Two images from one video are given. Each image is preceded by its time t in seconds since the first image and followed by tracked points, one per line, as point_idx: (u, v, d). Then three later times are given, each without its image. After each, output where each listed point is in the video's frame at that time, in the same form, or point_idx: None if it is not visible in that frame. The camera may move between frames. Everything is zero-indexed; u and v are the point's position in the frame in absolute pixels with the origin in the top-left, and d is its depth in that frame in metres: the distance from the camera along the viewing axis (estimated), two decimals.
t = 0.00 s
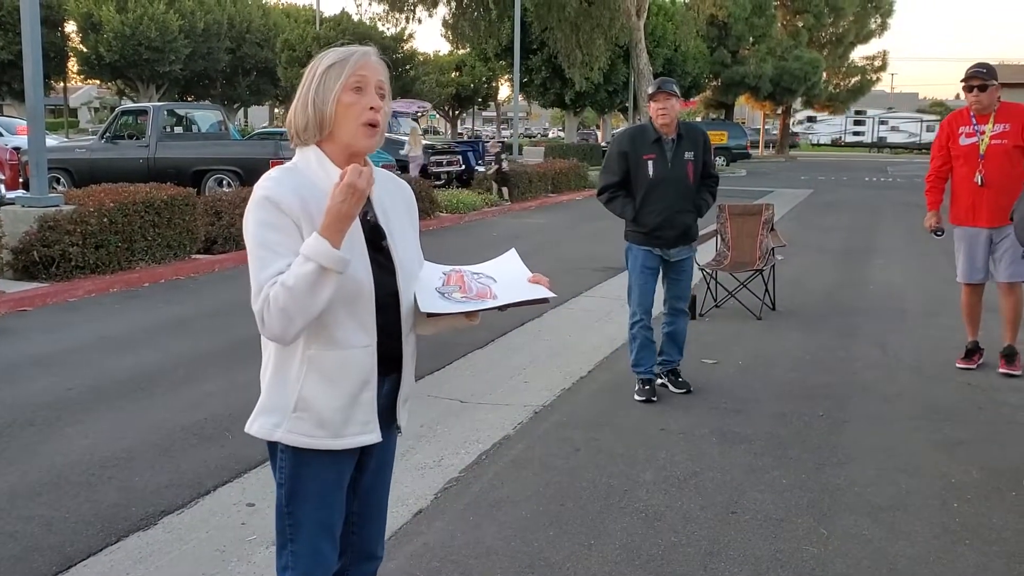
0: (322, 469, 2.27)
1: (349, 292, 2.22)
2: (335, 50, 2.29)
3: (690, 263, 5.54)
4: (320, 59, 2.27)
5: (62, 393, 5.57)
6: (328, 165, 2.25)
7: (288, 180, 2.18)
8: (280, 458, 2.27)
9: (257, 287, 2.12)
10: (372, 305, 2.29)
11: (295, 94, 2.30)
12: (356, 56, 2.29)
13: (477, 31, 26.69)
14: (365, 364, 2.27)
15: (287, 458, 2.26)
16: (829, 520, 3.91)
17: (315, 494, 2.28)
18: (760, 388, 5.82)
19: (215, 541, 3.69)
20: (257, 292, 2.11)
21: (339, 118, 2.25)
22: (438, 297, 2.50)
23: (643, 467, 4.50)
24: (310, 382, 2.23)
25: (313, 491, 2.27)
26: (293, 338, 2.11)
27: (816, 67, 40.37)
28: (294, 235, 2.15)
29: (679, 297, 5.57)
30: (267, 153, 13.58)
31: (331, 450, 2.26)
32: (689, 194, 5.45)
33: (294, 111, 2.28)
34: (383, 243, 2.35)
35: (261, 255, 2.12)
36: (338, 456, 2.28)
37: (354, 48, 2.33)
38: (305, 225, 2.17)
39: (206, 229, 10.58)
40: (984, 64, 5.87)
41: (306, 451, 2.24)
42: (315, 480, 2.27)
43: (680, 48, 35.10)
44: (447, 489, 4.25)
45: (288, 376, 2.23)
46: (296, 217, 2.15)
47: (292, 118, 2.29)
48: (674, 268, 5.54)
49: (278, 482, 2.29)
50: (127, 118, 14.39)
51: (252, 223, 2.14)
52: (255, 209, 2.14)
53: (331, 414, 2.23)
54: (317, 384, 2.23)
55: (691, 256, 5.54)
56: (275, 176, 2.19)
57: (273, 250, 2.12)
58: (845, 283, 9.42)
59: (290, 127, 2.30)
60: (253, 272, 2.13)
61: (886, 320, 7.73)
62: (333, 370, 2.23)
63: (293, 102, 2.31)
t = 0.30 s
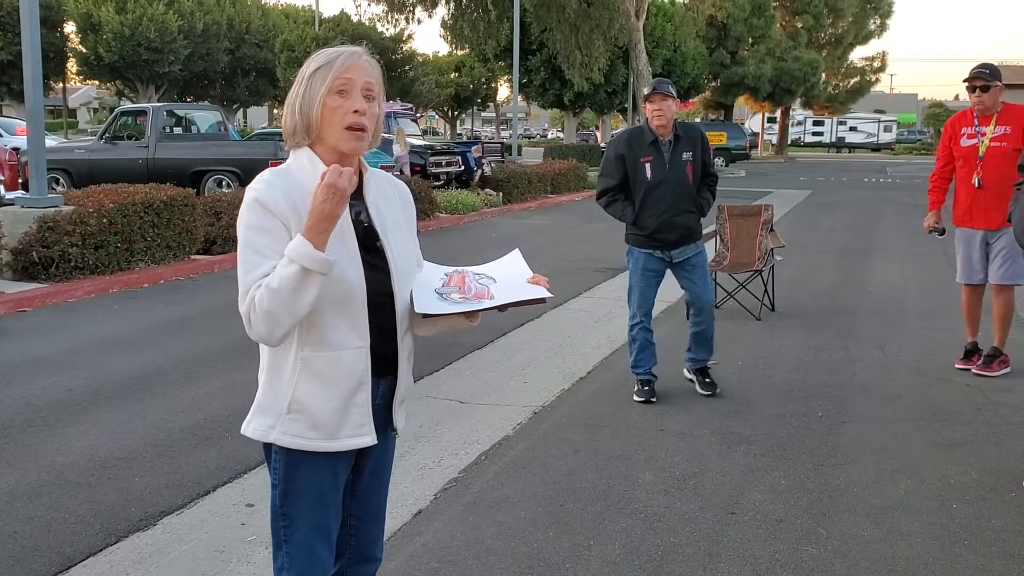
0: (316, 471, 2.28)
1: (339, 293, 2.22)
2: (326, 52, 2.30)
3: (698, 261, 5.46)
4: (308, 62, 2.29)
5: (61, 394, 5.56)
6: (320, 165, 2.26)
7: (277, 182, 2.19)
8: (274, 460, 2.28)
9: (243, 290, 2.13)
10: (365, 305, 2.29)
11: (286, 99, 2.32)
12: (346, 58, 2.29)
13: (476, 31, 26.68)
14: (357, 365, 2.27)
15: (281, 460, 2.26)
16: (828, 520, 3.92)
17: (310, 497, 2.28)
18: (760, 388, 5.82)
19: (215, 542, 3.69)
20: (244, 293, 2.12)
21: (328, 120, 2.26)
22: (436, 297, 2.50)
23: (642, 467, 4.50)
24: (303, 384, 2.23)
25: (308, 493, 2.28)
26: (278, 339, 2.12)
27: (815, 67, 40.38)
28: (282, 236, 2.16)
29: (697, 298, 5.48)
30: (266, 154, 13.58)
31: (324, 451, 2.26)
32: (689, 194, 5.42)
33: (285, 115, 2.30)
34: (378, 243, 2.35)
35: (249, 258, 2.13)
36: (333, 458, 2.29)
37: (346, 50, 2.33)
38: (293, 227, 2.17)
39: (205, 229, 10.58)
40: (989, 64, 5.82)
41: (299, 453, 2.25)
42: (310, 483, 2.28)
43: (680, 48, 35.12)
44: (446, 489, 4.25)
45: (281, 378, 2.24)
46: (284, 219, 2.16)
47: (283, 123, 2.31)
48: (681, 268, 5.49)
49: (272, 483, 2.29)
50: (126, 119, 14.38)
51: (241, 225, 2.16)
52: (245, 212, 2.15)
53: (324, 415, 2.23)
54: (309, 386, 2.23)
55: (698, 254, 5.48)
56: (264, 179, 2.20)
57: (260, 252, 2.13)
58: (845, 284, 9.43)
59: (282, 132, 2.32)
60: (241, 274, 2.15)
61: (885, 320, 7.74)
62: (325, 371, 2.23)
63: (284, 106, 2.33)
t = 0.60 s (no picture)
0: (310, 471, 2.28)
1: (327, 293, 2.22)
2: (322, 53, 2.32)
3: (698, 268, 5.42)
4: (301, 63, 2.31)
5: (63, 394, 5.57)
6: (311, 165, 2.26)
7: (266, 180, 2.21)
8: (267, 459, 2.29)
9: (228, 288, 2.14)
10: (355, 305, 2.29)
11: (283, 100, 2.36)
12: (339, 60, 2.30)
13: (477, 32, 26.70)
14: (346, 365, 2.27)
15: (274, 459, 2.28)
16: (829, 521, 3.92)
17: (303, 497, 2.29)
18: (760, 389, 5.83)
19: (216, 542, 3.69)
20: (228, 291, 2.14)
21: (318, 121, 2.28)
22: (432, 298, 2.50)
23: (643, 469, 4.50)
24: (292, 383, 2.25)
25: (300, 493, 2.29)
26: (261, 338, 2.13)
27: (816, 68, 40.39)
28: (267, 235, 2.16)
29: (703, 304, 5.45)
30: (267, 154, 13.59)
31: (315, 451, 2.27)
32: (694, 197, 5.38)
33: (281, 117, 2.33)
34: (372, 243, 2.34)
35: (234, 256, 2.14)
36: (326, 459, 2.30)
37: (342, 51, 2.34)
38: (280, 227, 2.17)
39: (206, 230, 10.58)
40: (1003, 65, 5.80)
41: (291, 452, 2.26)
42: (303, 483, 2.29)
43: (680, 49, 35.14)
44: (447, 490, 4.25)
45: (272, 377, 2.26)
46: (271, 218, 2.16)
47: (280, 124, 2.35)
48: (685, 273, 5.48)
49: (266, 483, 2.31)
50: (127, 119, 14.40)
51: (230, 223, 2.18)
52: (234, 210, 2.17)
53: (312, 415, 2.24)
54: (297, 384, 2.24)
55: (700, 260, 5.43)
56: (254, 177, 2.22)
57: (245, 251, 2.14)
58: (845, 285, 9.45)
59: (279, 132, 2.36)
60: (227, 272, 2.17)
61: (885, 321, 7.75)
62: (314, 370, 2.24)
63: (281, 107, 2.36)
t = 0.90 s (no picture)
0: (303, 473, 2.29)
1: (317, 295, 2.22)
2: (318, 54, 2.32)
3: (710, 270, 5.40)
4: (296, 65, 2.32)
5: (63, 395, 5.57)
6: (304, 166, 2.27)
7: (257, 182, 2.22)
8: (260, 460, 2.30)
9: (218, 290, 2.16)
10: (347, 305, 2.28)
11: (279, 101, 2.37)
12: (334, 61, 2.30)
13: (478, 33, 26.71)
14: (337, 367, 2.27)
15: (267, 460, 2.28)
16: (830, 523, 3.92)
17: (296, 499, 2.29)
18: (761, 391, 5.82)
19: (217, 543, 3.69)
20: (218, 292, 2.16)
21: (310, 123, 2.28)
22: (430, 300, 2.49)
23: (644, 470, 4.50)
24: (283, 383, 2.25)
25: (294, 495, 2.29)
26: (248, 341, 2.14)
27: (817, 69, 40.38)
28: (257, 237, 2.17)
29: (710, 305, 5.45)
30: (267, 155, 13.58)
31: (307, 453, 2.27)
32: (709, 198, 5.36)
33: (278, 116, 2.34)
34: (366, 244, 2.33)
35: (225, 258, 2.16)
36: (320, 461, 2.30)
37: (338, 52, 2.34)
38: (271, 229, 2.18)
39: (207, 231, 10.58)
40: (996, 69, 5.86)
41: (283, 453, 2.27)
42: (296, 485, 2.29)
43: (681, 50, 35.13)
44: (447, 491, 4.25)
45: (264, 378, 2.28)
46: (262, 221, 2.17)
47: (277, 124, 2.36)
48: (697, 275, 5.46)
49: (260, 483, 2.32)
50: (128, 120, 14.41)
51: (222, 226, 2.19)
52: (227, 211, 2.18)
53: (303, 416, 2.24)
54: (288, 386, 2.25)
55: (713, 262, 5.41)
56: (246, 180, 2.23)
57: (235, 254, 2.15)
58: (846, 286, 9.44)
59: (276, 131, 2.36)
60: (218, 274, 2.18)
61: (886, 323, 7.74)
62: (304, 371, 2.25)
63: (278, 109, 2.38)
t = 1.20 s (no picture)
0: (300, 475, 2.28)
1: (315, 299, 2.22)
2: (318, 53, 2.31)
3: (720, 271, 5.40)
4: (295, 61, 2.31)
5: (63, 396, 5.56)
6: (304, 168, 2.27)
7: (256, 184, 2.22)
8: (258, 462, 2.30)
9: (216, 296, 2.16)
10: (347, 307, 2.28)
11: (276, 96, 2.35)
12: (333, 61, 2.30)
13: (479, 35, 26.73)
14: (335, 371, 2.26)
15: (264, 462, 2.28)
16: (831, 524, 3.91)
17: (294, 500, 2.29)
18: (762, 392, 5.81)
19: (217, 545, 3.68)
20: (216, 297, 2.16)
21: (312, 121, 2.28)
22: (429, 303, 2.48)
23: (645, 472, 4.49)
24: (281, 388, 2.25)
25: (291, 497, 2.29)
26: (246, 348, 2.15)
27: (818, 70, 40.35)
28: (256, 240, 2.17)
29: (717, 305, 5.44)
30: (268, 156, 13.58)
31: (305, 456, 2.26)
32: (719, 198, 5.34)
33: (275, 113, 2.33)
34: (365, 246, 2.33)
35: (223, 264, 2.16)
36: (318, 463, 2.29)
37: (337, 51, 2.33)
38: (270, 235, 2.18)
39: (207, 232, 10.58)
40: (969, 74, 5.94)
41: (280, 456, 2.26)
42: (293, 487, 2.29)
43: (682, 51, 35.13)
44: (448, 493, 4.25)
45: (262, 382, 2.27)
46: (261, 226, 2.17)
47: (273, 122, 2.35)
48: (706, 275, 5.46)
49: (258, 485, 2.31)
50: (129, 121, 14.42)
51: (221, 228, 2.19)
52: (226, 215, 2.18)
53: (301, 420, 2.24)
54: (286, 391, 2.25)
55: (722, 263, 5.40)
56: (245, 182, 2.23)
57: (234, 259, 2.16)
58: (847, 287, 9.43)
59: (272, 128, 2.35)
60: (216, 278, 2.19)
61: (887, 324, 7.73)
62: (302, 375, 2.24)
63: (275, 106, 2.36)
